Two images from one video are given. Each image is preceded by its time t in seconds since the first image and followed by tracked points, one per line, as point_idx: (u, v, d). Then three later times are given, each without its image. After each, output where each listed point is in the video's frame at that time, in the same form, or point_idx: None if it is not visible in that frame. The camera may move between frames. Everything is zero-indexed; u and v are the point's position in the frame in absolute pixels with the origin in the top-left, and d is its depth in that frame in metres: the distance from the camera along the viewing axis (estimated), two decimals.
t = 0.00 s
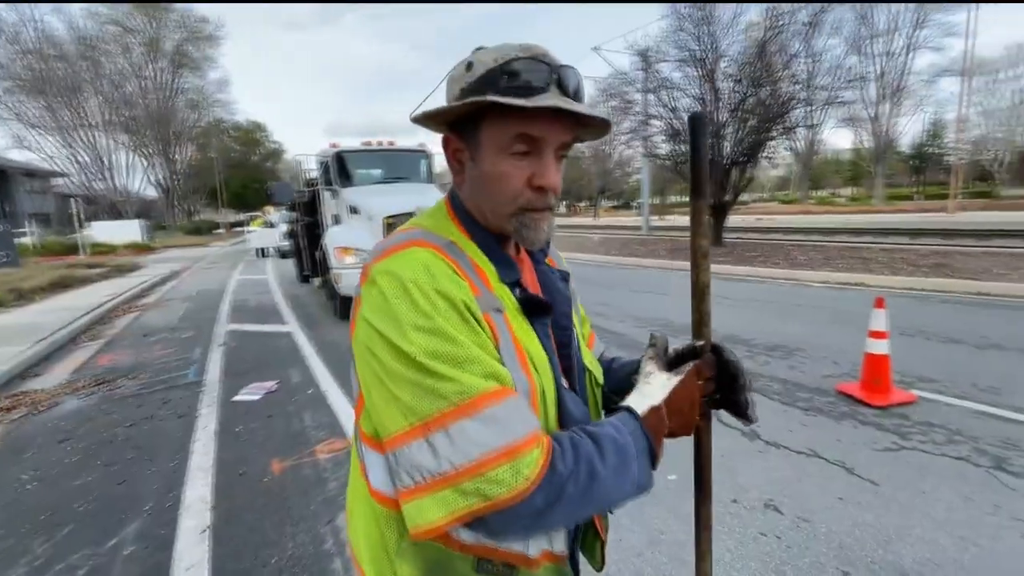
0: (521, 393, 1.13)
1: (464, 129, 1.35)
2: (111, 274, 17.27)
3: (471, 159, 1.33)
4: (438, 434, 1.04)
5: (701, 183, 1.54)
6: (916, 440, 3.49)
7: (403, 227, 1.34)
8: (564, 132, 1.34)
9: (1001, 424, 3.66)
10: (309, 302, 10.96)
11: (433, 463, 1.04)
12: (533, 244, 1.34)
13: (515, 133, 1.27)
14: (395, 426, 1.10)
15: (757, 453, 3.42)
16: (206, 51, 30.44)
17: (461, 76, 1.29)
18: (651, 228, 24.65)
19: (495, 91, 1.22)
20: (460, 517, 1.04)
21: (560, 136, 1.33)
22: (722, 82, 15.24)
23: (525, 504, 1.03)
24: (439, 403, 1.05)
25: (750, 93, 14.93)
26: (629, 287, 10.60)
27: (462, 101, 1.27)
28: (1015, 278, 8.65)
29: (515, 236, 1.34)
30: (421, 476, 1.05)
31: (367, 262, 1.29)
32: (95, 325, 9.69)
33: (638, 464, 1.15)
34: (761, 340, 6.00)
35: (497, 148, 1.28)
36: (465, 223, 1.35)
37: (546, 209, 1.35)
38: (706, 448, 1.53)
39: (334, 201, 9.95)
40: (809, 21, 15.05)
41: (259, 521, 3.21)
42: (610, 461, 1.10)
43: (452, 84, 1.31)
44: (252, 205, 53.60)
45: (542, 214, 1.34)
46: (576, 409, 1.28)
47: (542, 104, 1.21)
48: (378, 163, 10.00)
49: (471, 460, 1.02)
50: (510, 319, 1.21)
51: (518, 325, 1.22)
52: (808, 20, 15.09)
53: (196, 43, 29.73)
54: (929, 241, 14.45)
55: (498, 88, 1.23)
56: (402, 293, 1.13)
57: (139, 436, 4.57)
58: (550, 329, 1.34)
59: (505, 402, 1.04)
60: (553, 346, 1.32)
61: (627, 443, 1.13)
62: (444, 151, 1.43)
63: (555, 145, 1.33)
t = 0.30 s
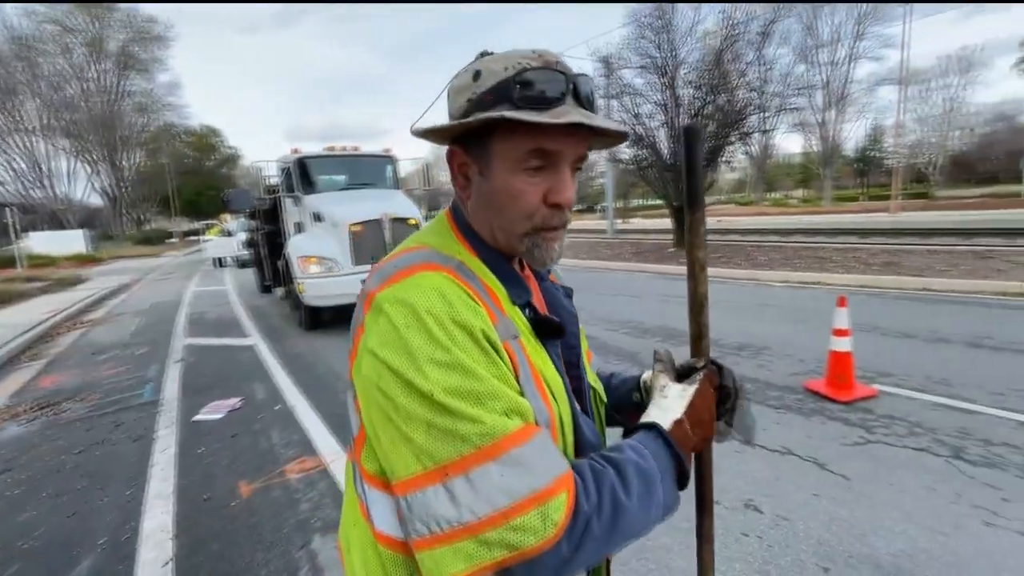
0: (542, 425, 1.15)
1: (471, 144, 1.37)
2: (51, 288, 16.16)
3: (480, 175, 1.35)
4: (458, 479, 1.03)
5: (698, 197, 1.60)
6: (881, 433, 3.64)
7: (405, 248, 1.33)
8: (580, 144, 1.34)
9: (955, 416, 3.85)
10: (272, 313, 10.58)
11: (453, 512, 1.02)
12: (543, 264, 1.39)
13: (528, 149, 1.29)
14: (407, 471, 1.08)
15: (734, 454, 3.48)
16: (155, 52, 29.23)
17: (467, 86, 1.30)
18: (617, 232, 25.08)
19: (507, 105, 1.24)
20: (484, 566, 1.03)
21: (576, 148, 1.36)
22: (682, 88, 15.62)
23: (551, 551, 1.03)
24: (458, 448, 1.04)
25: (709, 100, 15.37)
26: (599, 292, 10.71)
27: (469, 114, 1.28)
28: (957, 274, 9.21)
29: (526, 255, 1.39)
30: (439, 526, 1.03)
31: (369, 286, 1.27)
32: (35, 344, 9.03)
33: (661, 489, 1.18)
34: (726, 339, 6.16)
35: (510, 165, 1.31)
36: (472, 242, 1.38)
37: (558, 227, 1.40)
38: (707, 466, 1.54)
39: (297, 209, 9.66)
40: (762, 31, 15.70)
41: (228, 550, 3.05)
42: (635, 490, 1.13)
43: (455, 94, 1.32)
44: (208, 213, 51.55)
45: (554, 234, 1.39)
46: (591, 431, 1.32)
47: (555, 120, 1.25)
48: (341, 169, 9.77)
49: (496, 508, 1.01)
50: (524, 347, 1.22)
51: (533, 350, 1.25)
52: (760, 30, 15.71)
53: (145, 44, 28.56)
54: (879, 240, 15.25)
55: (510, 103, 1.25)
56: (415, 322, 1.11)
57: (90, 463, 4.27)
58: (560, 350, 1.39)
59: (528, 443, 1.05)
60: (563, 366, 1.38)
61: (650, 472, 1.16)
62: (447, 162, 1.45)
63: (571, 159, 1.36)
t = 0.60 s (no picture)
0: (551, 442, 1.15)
1: (469, 143, 1.42)
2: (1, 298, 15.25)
3: (481, 174, 1.41)
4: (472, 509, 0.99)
5: (701, 200, 1.77)
6: (855, 429, 3.75)
7: (406, 256, 1.31)
8: (580, 133, 1.43)
9: (922, 410, 4.00)
10: (242, 322, 10.26)
11: (462, 542, 0.99)
12: (554, 260, 1.44)
13: (531, 142, 1.35)
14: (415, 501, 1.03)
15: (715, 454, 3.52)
16: (115, 53, 28.13)
17: (460, 82, 1.35)
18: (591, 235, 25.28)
19: (505, 97, 1.29)
20: None
21: (577, 139, 1.42)
22: (654, 94, 15.92)
23: None
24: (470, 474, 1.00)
25: (680, 106, 15.67)
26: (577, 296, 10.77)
27: (466, 110, 1.33)
28: (916, 274, 9.62)
29: (535, 255, 1.44)
30: (449, 557, 0.99)
31: (368, 298, 1.24)
32: None
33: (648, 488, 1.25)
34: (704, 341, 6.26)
35: (513, 161, 1.37)
36: (473, 244, 1.42)
37: (564, 223, 1.46)
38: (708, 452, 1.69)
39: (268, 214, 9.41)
40: (730, 39, 16.11)
41: (201, 571, 2.91)
42: (635, 504, 1.17)
43: (449, 91, 1.37)
44: (173, 219, 49.88)
45: (561, 228, 1.45)
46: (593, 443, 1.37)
47: (554, 108, 1.31)
48: (314, 173, 9.59)
49: (510, 539, 0.98)
50: (531, 358, 1.21)
51: (539, 359, 1.25)
52: (727, 38, 16.12)
53: (102, 44, 27.34)
54: (842, 241, 15.83)
55: (509, 95, 1.31)
56: (421, 334, 1.09)
57: (47, 483, 4.03)
58: (565, 358, 1.42)
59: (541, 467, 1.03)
60: (569, 375, 1.41)
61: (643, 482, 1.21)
62: (446, 162, 1.50)
63: (573, 151, 1.42)
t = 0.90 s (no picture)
0: (543, 473, 1.15)
1: (469, 142, 1.42)
2: None
3: (482, 173, 1.41)
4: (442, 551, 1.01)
5: (699, 202, 1.80)
6: (834, 430, 3.82)
7: (403, 264, 1.30)
8: (583, 131, 1.45)
9: (899, 411, 4.09)
10: (220, 328, 10.02)
11: None
12: (559, 261, 1.47)
13: (536, 139, 1.37)
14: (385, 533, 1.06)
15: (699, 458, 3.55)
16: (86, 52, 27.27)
17: (461, 78, 1.35)
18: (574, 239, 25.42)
19: (510, 91, 1.30)
20: None
21: (580, 135, 1.43)
22: (635, 100, 16.10)
23: None
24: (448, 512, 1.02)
25: (660, 112, 15.91)
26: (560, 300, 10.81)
27: (471, 105, 1.32)
28: (889, 277, 9.90)
29: (539, 256, 1.46)
30: None
31: (361, 309, 1.24)
32: None
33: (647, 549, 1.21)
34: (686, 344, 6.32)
35: (517, 159, 1.37)
36: (472, 247, 1.43)
37: (568, 222, 1.49)
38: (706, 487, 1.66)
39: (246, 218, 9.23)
40: (708, 47, 16.38)
41: None
42: (629, 561, 1.15)
43: (449, 87, 1.37)
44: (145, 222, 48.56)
45: (563, 228, 1.47)
46: (596, 461, 1.36)
47: (562, 103, 1.33)
48: (294, 177, 9.43)
49: None
50: (529, 380, 1.20)
51: (539, 380, 1.24)
52: (706, 46, 16.42)
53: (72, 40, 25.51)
54: (817, 245, 16.26)
55: (515, 88, 1.31)
56: (414, 355, 1.08)
57: (9, 499, 3.86)
58: (565, 373, 1.41)
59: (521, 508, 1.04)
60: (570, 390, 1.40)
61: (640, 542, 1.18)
62: (443, 163, 1.50)
63: (578, 148, 1.44)
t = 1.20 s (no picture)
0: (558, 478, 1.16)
1: (456, 147, 1.41)
2: None
3: (471, 179, 1.41)
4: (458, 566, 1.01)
5: (683, 209, 1.80)
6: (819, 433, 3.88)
7: (394, 273, 1.28)
8: (575, 135, 1.45)
9: (881, 414, 4.17)
10: (203, 332, 9.86)
11: None
12: (553, 266, 1.47)
13: (528, 144, 1.36)
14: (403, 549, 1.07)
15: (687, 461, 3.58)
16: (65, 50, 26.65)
17: (447, 81, 1.34)
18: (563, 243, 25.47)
19: (501, 95, 1.29)
20: None
21: (572, 140, 1.42)
22: (622, 105, 16.25)
23: None
24: (461, 524, 1.02)
25: (647, 117, 16.08)
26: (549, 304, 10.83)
27: (461, 109, 1.31)
28: (870, 281, 10.10)
29: (533, 260, 1.46)
30: None
31: (354, 321, 1.21)
32: None
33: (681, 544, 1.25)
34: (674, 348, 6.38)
35: (508, 164, 1.37)
36: (463, 254, 1.42)
37: (560, 227, 1.49)
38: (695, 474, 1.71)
39: (231, 220, 9.11)
40: (694, 54, 16.64)
41: None
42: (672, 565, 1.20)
43: (436, 90, 1.36)
44: (126, 223, 47.72)
45: (556, 232, 1.48)
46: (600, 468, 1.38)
47: (555, 107, 1.32)
48: (281, 179, 9.34)
49: None
50: (532, 385, 1.18)
51: (541, 386, 1.23)
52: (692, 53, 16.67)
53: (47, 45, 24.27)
54: (801, 250, 16.54)
55: (507, 92, 1.30)
56: (416, 368, 1.06)
57: None
58: (560, 376, 1.45)
59: (530, 517, 1.05)
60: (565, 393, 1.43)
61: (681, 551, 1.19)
62: (429, 167, 1.50)
63: (570, 153, 1.43)
